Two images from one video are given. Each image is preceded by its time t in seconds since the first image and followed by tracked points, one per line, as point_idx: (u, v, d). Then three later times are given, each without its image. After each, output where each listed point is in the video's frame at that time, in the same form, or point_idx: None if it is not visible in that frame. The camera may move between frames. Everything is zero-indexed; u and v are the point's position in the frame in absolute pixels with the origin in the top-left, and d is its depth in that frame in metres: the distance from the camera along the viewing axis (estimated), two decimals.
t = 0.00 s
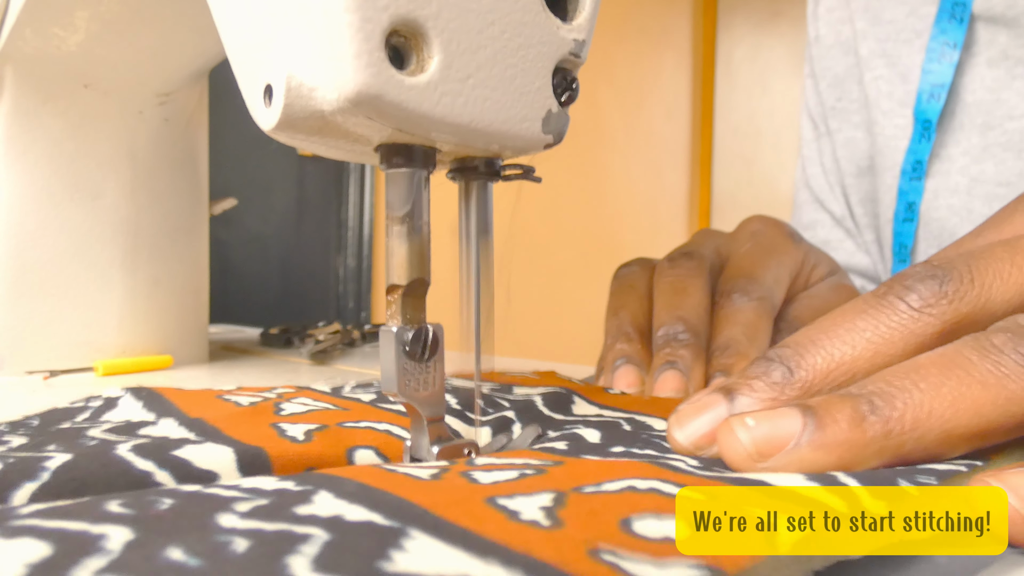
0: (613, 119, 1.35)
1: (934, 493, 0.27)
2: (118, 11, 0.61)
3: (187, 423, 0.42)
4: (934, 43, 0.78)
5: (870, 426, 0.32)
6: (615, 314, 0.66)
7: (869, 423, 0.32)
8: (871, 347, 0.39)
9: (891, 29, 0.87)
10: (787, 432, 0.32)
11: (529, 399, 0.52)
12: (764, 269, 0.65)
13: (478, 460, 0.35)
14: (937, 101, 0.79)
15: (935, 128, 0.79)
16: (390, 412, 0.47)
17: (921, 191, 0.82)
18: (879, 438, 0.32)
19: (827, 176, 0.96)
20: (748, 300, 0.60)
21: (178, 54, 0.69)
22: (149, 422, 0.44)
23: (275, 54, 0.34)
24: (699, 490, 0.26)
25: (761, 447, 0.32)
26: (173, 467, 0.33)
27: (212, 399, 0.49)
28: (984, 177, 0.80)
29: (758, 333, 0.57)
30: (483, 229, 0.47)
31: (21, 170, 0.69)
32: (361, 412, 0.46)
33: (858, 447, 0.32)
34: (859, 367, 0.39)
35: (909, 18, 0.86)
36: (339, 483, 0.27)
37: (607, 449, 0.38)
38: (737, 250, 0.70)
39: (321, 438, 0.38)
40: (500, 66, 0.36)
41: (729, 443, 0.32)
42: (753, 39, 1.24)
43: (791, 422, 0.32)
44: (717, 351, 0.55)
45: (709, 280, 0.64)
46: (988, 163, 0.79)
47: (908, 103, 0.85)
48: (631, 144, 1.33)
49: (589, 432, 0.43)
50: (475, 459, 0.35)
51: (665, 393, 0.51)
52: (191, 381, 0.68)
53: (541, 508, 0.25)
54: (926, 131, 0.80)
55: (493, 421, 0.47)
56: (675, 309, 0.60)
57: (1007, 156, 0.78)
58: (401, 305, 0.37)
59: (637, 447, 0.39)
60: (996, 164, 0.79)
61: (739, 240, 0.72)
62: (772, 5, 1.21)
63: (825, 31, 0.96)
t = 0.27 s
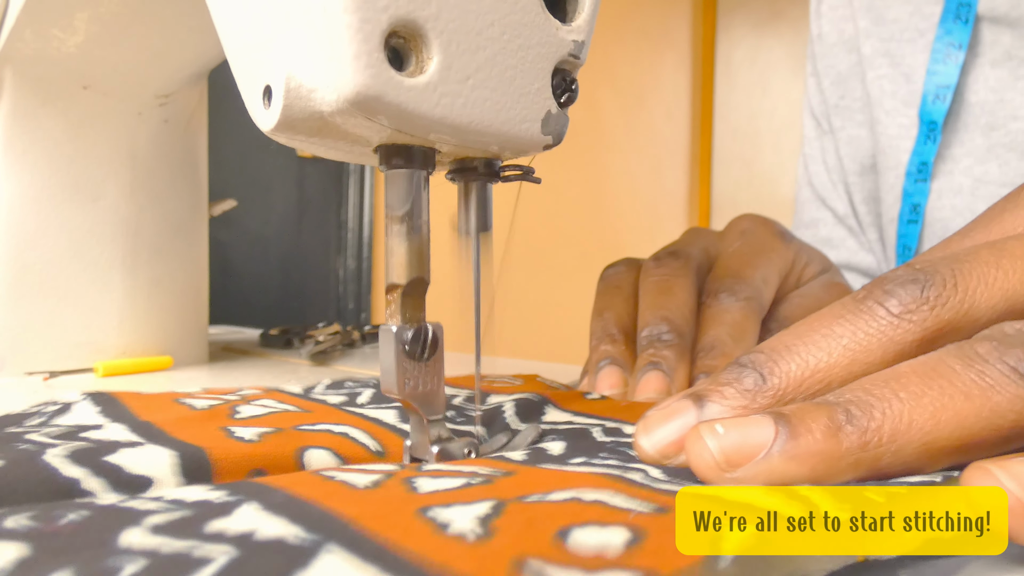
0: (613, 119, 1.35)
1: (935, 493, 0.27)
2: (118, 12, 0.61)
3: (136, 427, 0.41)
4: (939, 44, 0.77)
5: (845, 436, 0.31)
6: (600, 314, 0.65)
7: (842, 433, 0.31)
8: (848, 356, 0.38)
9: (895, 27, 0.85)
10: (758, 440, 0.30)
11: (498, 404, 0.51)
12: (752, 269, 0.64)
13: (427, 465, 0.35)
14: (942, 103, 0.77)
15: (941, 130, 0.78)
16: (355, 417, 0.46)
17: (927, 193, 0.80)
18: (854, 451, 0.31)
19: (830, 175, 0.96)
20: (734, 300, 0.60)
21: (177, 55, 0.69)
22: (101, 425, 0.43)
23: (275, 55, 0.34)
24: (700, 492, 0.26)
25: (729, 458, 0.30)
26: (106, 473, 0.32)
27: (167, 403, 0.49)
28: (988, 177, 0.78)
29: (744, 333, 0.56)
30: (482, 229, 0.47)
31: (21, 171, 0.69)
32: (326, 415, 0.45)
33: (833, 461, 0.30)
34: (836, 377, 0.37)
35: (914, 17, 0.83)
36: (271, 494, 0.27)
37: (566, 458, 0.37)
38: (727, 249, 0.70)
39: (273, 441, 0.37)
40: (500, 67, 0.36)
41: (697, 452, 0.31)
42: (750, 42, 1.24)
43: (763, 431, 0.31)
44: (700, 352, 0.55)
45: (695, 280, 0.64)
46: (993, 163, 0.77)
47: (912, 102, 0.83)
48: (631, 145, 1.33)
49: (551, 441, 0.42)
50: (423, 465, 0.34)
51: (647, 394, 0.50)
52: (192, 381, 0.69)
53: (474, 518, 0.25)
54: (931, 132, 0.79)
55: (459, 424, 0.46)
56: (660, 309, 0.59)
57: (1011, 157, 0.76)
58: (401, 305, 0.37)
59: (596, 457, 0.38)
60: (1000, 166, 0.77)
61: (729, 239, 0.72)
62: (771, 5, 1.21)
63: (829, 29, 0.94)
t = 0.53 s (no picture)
0: (614, 118, 1.35)
1: (939, 493, 0.27)
2: (118, 11, 0.61)
3: (84, 431, 0.41)
4: (944, 40, 0.76)
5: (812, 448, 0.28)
6: (583, 316, 0.64)
7: (809, 445, 0.28)
8: (820, 363, 0.35)
9: (899, 24, 0.84)
10: (720, 452, 0.28)
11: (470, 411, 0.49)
12: (739, 268, 0.63)
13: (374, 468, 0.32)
14: (947, 99, 0.76)
15: (945, 126, 0.77)
16: (318, 420, 0.45)
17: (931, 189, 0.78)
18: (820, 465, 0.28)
19: (834, 169, 0.95)
20: (719, 300, 0.59)
21: (177, 54, 0.69)
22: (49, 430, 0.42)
23: (275, 54, 0.34)
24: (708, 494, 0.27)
25: (691, 470, 0.28)
26: (33, 482, 0.31)
27: (120, 405, 0.48)
28: (992, 174, 0.76)
29: (727, 334, 0.56)
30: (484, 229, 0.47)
31: (21, 171, 0.69)
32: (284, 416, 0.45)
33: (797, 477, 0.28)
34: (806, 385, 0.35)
35: (918, 12, 0.82)
36: (198, 507, 0.24)
37: (524, 466, 0.36)
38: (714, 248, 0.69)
39: (223, 443, 0.36)
40: (501, 66, 0.36)
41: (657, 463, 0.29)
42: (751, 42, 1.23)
43: (727, 440, 0.28)
44: (682, 353, 0.55)
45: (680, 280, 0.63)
46: (996, 160, 0.76)
47: (914, 98, 0.82)
48: (632, 145, 1.33)
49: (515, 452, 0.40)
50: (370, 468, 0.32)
51: (625, 397, 0.49)
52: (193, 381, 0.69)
53: (401, 543, 0.21)
54: (936, 129, 0.77)
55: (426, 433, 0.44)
56: (642, 309, 0.58)
57: (1014, 154, 0.75)
58: (402, 305, 0.37)
59: (557, 466, 0.36)
60: (1004, 161, 0.76)
61: (716, 239, 0.70)
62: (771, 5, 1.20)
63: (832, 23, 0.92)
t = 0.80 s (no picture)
0: (614, 119, 1.34)
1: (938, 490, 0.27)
2: (118, 11, 0.61)
3: (30, 437, 0.39)
4: (948, 38, 0.77)
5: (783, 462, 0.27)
6: (567, 318, 0.64)
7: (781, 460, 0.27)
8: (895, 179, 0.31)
9: (903, 21, 0.84)
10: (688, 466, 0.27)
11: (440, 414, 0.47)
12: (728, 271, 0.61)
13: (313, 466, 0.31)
14: (950, 98, 0.76)
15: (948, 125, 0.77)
16: (278, 423, 0.43)
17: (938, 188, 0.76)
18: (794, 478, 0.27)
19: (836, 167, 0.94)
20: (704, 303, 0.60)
21: (177, 54, 0.69)
22: None
23: (276, 54, 0.34)
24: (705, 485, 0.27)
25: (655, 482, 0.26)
26: None
27: (73, 410, 0.46)
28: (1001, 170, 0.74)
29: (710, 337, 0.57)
30: (484, 230, 0.47)
31: (20, 171, 0.69)
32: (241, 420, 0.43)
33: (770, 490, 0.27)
34: (871, 213, 0.31)
35: (921, 9, 0.82)
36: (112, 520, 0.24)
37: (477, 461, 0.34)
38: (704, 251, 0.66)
39: (167, 447, 0.35)
40: (501, 66, 0.36)
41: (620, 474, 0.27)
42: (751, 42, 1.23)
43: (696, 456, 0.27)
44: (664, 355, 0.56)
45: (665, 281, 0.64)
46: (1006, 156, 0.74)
47: (918, 96, 0.82)
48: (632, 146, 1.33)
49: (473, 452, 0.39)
50: (310, 466, 0.31)
51: (602, 401, 0.51)
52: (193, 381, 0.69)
53: (312, 546, 0.20)
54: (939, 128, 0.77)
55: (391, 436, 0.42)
56: (625, 314, 0.60)
57: None
58: (401, 306, 0.37)
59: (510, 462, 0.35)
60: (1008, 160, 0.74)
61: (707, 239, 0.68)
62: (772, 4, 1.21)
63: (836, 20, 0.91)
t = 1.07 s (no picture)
0: (613, 116, 1.31)
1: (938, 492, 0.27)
2: (118, 10, 0.61)
3: None
4: (951, 38, 0.76)
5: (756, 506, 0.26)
6: (550, 319, 0.61)
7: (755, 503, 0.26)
8: (920, 291, 0.36)
9: (904, 21, 0.83)
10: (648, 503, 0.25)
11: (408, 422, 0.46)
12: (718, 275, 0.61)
13: (252, 477, 0.31)
14: (953, 98, 0.75)
15: (952, 126, 0.76)
16: (236, 428, 0.42)
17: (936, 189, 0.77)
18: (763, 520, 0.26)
19: (837, 163, 0.94)
20: (695, 306, 0.58)
21: (176, 54, 0.69)
22: None
23: (275, 54, 0.34)
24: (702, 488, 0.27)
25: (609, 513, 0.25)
26: None
27: (24, 416, 0.45)
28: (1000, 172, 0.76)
29: (699, 341, 0.55)
30: (484, 229, 0.47)
31: (20, 170, 0.69)
32: (198, 425, 0.43)
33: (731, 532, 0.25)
34: (909, 327, 0.36)
35: (923, 9, 0.82)
36: (25, 537, 0.24)
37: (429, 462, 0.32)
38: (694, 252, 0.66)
39: (111, 453, 0.35)
40: (501, 66, 0.36)
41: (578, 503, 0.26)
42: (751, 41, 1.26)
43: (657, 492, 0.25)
44: (650, 358, 0.54)
45: (654, 285, 0.62)
46: (1004, 158, 0.75)
47: (921, 95, 0.82)
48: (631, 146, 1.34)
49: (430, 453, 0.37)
50: (250, 477, 0.31)
51: (581, 404, 0.51)
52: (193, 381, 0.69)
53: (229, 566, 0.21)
54: (941, 129, 0.77)
55: (354, 440, 0.41)
56: (611, 316, 0.58)
57: None
58: (401, 306, 0.37)
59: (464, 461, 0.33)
60: (1011, 159, 0.75)
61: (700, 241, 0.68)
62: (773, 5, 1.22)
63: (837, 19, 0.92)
